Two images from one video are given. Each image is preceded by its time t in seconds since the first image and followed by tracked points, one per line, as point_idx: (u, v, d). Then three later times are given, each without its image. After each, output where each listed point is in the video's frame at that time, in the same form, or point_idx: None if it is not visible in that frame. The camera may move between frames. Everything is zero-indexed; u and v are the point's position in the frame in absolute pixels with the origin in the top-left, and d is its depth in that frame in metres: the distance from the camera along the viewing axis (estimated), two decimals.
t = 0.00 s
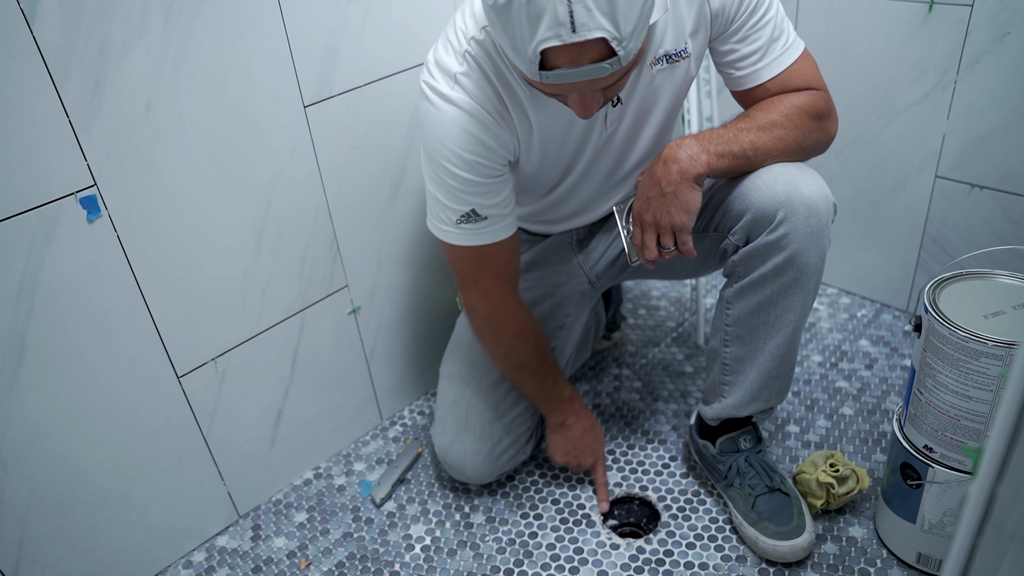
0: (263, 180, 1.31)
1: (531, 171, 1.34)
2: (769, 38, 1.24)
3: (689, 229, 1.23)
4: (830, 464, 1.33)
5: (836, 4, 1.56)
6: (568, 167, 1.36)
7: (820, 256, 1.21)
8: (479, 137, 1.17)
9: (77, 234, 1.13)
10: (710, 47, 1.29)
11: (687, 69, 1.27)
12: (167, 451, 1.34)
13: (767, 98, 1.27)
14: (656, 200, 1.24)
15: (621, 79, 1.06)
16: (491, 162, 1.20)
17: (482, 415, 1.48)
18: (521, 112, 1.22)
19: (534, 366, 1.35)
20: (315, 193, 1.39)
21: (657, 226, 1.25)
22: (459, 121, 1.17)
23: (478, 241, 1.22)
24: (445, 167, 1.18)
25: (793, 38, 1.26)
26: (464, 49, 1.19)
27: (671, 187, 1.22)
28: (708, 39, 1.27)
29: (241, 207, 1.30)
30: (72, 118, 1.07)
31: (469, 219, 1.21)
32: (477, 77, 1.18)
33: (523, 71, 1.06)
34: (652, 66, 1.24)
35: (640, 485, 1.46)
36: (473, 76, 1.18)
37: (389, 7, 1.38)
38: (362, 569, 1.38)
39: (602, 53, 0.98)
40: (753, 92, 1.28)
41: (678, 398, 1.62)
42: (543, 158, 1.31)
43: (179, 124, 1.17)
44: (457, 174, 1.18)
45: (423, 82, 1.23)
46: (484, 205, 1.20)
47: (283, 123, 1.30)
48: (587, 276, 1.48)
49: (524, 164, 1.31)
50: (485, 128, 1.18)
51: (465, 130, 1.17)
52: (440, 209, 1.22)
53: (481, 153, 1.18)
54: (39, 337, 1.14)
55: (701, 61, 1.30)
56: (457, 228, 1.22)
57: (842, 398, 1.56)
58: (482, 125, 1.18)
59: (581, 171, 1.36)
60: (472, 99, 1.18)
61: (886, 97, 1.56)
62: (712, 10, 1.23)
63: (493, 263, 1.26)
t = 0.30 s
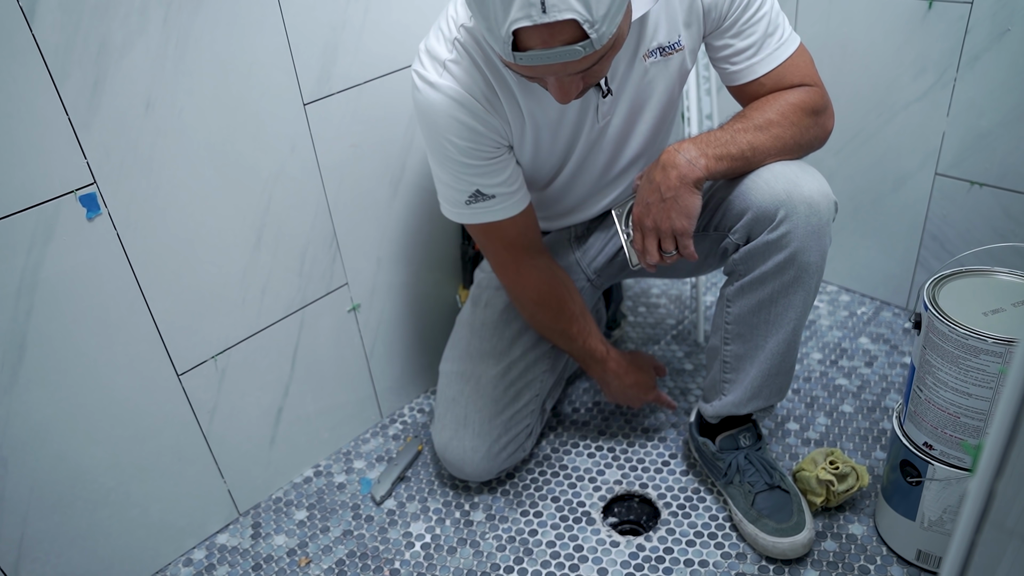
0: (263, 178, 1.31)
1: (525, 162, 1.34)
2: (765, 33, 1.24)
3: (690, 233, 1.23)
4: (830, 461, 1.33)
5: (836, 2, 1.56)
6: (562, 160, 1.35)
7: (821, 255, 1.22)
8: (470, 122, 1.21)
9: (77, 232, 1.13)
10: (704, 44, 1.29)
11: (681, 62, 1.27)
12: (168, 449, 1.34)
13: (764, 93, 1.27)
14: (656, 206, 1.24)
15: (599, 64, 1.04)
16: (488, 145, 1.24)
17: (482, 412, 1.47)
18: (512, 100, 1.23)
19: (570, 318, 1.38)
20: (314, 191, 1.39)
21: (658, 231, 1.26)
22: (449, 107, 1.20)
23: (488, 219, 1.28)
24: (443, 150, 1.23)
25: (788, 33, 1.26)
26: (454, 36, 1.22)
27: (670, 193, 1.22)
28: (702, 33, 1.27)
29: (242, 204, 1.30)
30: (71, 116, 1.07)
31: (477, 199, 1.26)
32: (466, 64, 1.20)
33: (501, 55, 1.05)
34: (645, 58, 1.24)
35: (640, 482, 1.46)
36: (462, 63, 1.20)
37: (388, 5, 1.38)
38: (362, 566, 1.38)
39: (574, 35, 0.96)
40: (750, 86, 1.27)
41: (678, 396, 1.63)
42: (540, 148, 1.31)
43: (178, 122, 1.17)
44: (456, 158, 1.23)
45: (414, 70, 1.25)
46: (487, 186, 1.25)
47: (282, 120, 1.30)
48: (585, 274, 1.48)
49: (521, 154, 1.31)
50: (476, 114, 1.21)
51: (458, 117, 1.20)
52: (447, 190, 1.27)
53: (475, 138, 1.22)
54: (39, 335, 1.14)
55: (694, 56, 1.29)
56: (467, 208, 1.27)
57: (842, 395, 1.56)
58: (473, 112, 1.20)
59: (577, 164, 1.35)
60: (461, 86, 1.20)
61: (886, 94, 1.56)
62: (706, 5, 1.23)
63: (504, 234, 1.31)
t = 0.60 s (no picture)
0: (264, 177, 1.31)
1: (514, 156, 1.34)
2: (766, 31, 1.24)
3: (702, 235, 1.23)
4: (832, 460, 1.33)
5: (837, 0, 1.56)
6: (554, 156, 1.35)
7: (829, 253, 1.22)
8: (450, 106, 1.22)
9: (78, 232, 1.13)
10: (705, 43, 1.30)
11: (677, 59, 1.27)
12: (169, 448, 1.35)
13: (766, 91, 1.27)
14: (666, 209, 1.24)
15: (587, 51, 1.04)
16: (464, 132, 1.25)
17: (483, 411, 1.47)
18: (499, 89, 1.23)
19: (509, 322, 1.39)
20: (316, 191, 1.39)
21: (670, 233, 1.25)
22: (433, 88, 1.22)
23: (444, 207, 1.29)
24: (419, 132, 1.24)
25: (790, 32, 1.26)
26: (449, 19, 1.23)
27: (681, 196, 1.22)
28: (702, 32, 1.27)
29: (243, 204, 1.30)
30: (72, 116, 1.07)
31: (438, 184, 1.27)
32: (457, 47, 1.21)
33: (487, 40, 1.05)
34: (640, 54, 1.24)
35: (642, 481, 1.46)
36: (453, 45, 1.21)
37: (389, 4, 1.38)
38: (364, 566, 1.38)
39: (559, 20, 0.96)
40: (752, 85, 1.28)
41: (679, 395, 1.63)
42: (529, 143, 1.31)
43: (180, 121, 1.18)
44: (429, 141, 1.24)
45: (409, 49, 1.27)
46: (451, 173, 1.26)
47: (283, 119, 1.30)
48: (587, 272, 1.48)
49: (507, 147, 1.31)
50: (457, 99, 1.22)
51: (441, 101, 1.22)
52: (413, 171, 1.28)
53: (452, 122, 1.23)
54: (41, 335, 1.14)
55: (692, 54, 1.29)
56: (427, 192, 1.28)
57: (844, 394, 1.56)
58: (454, 95, 1.22)
59: (569, 162, 1.34)
60: (448, 68, 1.21)
61: (888, 93, 1.56)
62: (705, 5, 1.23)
63: (456, 225, 1.32)
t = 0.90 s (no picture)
0: (264, 177, 1.31)
1: (512, 155, 1.34)
2: (760, 31, 1.24)
3: (707, 234, 1.23)
4: (832, 458, 1.33)
5: None
6: (551, 155, 1.35)
7: (829, 251, 1.22)
8: (445, 107, 1.23)
9: (78, 232, 1.13)
10: (699, 43, 1.30)
11: (671, 57, 1.27)
12: (169, 447, 1.35)
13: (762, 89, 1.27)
14: (673, 207, 1.23)
15: (577, 44, 1.04)
16: (459, 132, 1.25)
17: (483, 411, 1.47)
18: (493, 89, 1.24)
19: (471, 327, 1.40)
20: (315, 190, 1.39)
21: (673, 232, 1.25)
22: (428, 89, 1.22)
23: (440, 204, 1.31)
24: (415, 132, 1.26)
25: (783, 31, 1.26)
26: (443, 19, 1.23)
27: (688, 195, 1.22)
28: (695, 32, 1.28)
29: (243, 203, 1.30)
30: (72, 116, 1.07)
31: (435, 182, 1.29)
32: (451, 48, 1.21)
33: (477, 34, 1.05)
34: (635, 52, 1.24)
35: (642, 480, 1.46)
36: (447, 46, 1.22)
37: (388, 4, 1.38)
38: (364, 565, 1.38)
39: (546, 14, 0.96)
40: (746, 84, 1.28)
41: (679, 393, 1.63)
42: (526, 141, 1.31)
43: (178, 121, 1.17)
44: (425, 141, 1.25)
45: (404, 48, 1.27)
46: (447, 172, 1.28)
47: (282, 118, 1.30)
48: (587, 271, 1.48)
49: (503, 147, 1.32)
50: (452, 100, 1.22)
51: (435, 101, 1.22)
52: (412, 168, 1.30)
53: (447, 122, 1.24)
54: (41, 335, 1.14)
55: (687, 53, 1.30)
56: (425, 189, 1.30)
57: (843, 392, 1.56)
58: (449, 96, 1.22)
59: (567, 161, 1.34)
60: (442, 69, 1.22)
61: (887, 91, 1.56)
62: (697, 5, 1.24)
63: (451, 223, 1.34)
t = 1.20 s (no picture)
0: (261, 181, 1.31)
1: (507, 158, 1.35)
2: (748, 40, 1.26)
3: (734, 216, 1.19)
4: (829, 463, 1.33)
5: (832, 4, 1.57)
6: (547, 159, 1.35)
7: (828, 254, 1.21)
8: (433, 116, 1.24)
9: (76, 236, 1.13)
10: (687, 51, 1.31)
11: (664, 62, 1.27)
12: (166, 452, 1.34)
13: (752, 95, 1.28)
14: (741, 175, 1.15)
15: (565, 46, 1.03)
16: (448, 139, 1.27)
17: (480, 415, 1.47)
18: (483, 97, 1.24)
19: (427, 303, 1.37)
20: (313, 195, 1.39)
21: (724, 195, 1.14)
22: (416, 99, 1.24)
23: (430, 206, 1.34)
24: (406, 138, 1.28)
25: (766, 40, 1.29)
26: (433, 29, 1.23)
27: (755, 173, 1.17)
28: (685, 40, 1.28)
29: (241, 208, 1.30)
30: (70, 121, 1.07)
31: (425, 186, 1.32)
32: (439, 58, 1.22)
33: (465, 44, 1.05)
34: (627, 57, 1.24)
35: (640, 484, 1.46)
36: (435, 56, 1.23)
37: (385, 8, 1.39)
38: (362, 570, 1.38)
39: (528, 18, 0.96)
40: (734, 91, 1.29)
41: (677, 398, 1.63)
42: (520, 146, 1.32)
43: (176, 126, 1.18)
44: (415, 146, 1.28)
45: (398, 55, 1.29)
46: (436, 178, 1.30)
47: (279, 123, 1.30)
48: (586, 276, 1.48)
49: (496, 152, 1.33)
50: (440, 109, 1.24)
51: (423, 110, 1.25)
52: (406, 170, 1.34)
53: (435, 130, 1.26)
54: (38, 339, 1.14)
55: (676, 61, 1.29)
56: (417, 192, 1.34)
57: (841, 396, 1.56)
58: (437, 106, 1.24)
59: (563, 165, 1.34)
60: (430, 79, 1.23)
61: (884, 95, 1.56)
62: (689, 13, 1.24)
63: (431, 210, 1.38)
